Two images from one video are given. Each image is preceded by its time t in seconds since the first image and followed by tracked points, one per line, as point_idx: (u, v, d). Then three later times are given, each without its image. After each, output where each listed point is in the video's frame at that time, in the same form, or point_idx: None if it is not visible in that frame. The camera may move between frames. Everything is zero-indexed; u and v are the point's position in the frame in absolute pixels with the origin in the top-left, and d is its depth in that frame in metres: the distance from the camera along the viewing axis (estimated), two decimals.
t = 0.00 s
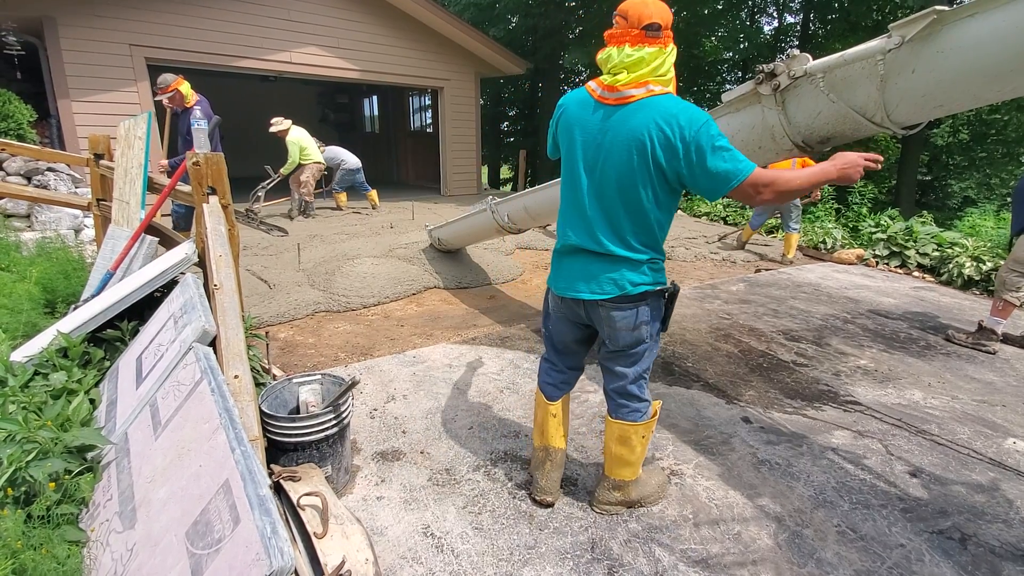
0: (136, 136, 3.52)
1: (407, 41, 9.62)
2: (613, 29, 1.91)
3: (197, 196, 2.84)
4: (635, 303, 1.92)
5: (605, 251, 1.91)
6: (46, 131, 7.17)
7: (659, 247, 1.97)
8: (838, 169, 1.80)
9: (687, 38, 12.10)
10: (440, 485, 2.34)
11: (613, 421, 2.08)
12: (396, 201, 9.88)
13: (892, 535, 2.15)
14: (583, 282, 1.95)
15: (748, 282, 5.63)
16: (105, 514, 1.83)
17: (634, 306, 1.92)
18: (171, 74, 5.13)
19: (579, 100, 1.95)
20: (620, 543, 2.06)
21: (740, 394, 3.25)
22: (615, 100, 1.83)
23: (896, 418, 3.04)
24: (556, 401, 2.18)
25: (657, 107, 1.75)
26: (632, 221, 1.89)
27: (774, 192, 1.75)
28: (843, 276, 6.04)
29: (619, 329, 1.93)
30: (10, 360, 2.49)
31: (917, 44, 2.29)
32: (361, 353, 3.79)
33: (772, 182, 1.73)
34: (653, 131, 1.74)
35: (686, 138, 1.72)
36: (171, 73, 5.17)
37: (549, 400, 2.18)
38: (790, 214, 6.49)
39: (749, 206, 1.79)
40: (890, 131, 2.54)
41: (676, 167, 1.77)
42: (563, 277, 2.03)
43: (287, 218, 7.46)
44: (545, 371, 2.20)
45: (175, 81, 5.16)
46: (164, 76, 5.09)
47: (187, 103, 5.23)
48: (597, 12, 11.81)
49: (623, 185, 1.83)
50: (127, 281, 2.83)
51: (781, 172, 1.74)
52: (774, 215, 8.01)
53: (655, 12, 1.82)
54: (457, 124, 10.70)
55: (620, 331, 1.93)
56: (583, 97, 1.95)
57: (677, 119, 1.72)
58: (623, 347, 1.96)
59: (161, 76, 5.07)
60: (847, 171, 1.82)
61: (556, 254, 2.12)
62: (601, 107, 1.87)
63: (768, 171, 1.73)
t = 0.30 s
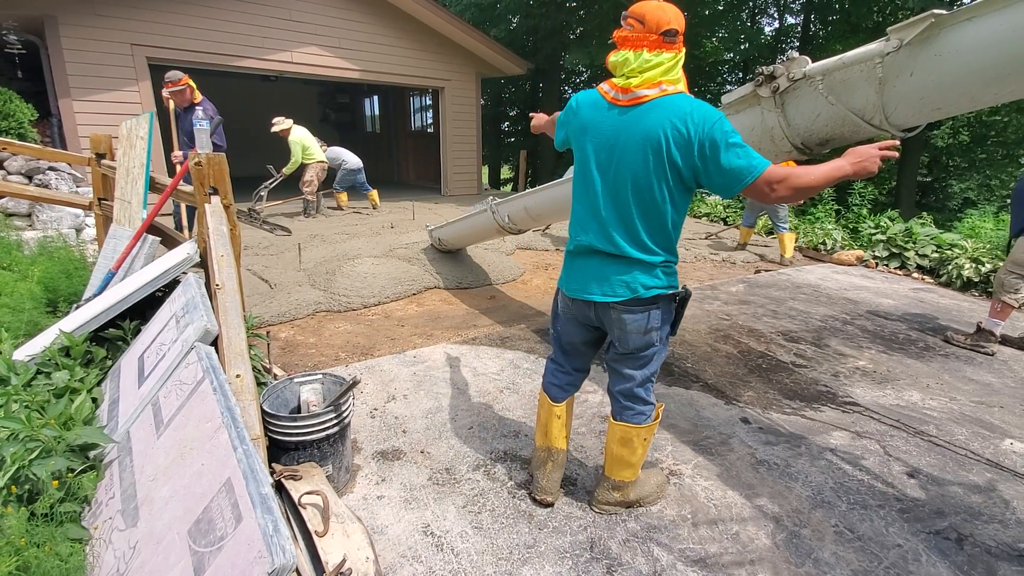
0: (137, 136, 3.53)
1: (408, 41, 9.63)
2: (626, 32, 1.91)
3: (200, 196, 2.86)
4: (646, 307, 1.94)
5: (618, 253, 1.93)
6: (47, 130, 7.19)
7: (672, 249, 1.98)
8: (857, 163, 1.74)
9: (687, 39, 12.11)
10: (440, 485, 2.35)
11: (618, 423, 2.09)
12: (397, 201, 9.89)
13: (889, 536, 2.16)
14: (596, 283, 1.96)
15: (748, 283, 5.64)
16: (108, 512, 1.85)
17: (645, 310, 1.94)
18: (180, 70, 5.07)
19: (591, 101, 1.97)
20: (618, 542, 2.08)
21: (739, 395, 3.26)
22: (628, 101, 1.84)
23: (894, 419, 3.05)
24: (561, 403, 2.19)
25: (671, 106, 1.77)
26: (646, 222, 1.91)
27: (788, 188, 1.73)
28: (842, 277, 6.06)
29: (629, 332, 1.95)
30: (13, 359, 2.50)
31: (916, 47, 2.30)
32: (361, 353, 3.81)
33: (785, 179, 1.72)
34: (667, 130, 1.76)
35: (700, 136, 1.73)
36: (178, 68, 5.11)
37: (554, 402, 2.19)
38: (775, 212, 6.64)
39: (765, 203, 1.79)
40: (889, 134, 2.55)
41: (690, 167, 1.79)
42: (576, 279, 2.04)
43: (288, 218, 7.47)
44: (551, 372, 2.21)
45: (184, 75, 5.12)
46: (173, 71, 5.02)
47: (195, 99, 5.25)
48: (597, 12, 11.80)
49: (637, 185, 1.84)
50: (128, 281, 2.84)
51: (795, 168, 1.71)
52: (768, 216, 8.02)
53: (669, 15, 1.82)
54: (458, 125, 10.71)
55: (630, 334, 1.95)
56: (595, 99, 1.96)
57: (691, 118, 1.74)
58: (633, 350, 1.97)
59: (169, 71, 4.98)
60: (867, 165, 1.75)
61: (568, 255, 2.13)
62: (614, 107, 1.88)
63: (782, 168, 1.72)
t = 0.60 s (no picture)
0: (138, 135, 3.52)
1: (408, 41, 9.63)
2: (631, 32, 1.91)
3: (200, 195, 2.86)
4: (647, 307, 1.93)
5: (621, 251, 1.93)
6: (47, 130, 7.19)
7: (675, 249, 1.98)
8: (861, 161, 1.73)
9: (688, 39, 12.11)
10: (440, 484, 2.36)
11: (619, 423, 2.09)
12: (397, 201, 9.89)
13: (889, 535, 2.16)
14: (598, 281, 1.97)
15: (748, 283, 5.64)
16: (109, 510, 1.85)
17: (646, 310, 1.93)
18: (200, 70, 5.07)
19: (597, 99, 1.98)
20: (618, 541, 2.08)
21: (738, 394, 3.26)
22: (633, 98, 1.85)
23: (893, 419, 3.06)
24: (561, 401, 2.19)
25: (675, 103, 1.78)
26: (649, 220, 1.91)
27: (792, 187, 1.73)
28: (842, 277, 6.06)
29: (630, 332, 1.95)
30: (14, 358, 2.50)
31: (915, 47, 2.30)
32: (361, 353, 3.81)
33: (788, 178, 1.71)
34: (671, 128, 1.76)
35: (704, 134, 1.73)
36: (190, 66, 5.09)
37: (554, 401, 2.19)
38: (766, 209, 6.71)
39: (768, 203, 1.78)
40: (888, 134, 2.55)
41: (693, 165, 1.79)
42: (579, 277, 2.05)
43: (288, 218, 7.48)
44: (552, 371, 2.21)
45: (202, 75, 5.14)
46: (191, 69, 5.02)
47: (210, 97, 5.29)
48: (597, 13, 11.79)
49: (640, 183, 1.85)
50: (129, 280, 2.84)
51: (796, 167, 1.71)
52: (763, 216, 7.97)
53: (674, 15, 1.83)
54: (458, 125, 10.71)
55: (631, 334, 1.95)
56: (601, 96, 1.97)
57: (695, 115, 1.74)
58: (633, 350, 1.97)
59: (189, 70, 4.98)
60: (868, 162, 1.74)
61: (571, 254, 2.14)
62: (619, 104, 1.89)
63: (785, 167, 1.72)
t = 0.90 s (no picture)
0: (139, 135, 3.52)
1: (408, 41, 9.64)
2: (632, 34, 1.92)
3: (201, 195, 2.87)
4: (651, 307, 1.94)
5: (625, 250, 1.94)
6: (48, 130, 7.20)
7: (679, 248, 1.99)
8: (859, 164, 1.75)
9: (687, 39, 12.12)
10: (441, 483, 2.36)
11: (620, 422, 2.10)
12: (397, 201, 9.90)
13: (889, 534, 2.17)
14: (602, 281, 1.97)
15: (748, 283, 5.65)
16: (112, 508, 1.86)
17: (650, 310, 1.94)
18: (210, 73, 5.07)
19: (600, 99, 1.98)
20: (619, 540, 2.09)
21: (739, 394, 3.27)
22: (637, 98, 1.86)
23: (893, 419, 3.06)
24: (562, 402, 2.20)
25: (678, 103, 1.79)
26: (653, 219, 1.92)
27: (792, 187, 1.74)
28: (842, 277, 6.07)
29: (633, 331, 1.95)
30: (16, 358, 2.51)
31: (914, 48, 2.31)
32: (362, 352, 3.82)
33: (789, 177, 1.72)
34: (674, 127, 1.77)
35: (707, 133, 1.74)
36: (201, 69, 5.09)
37: (555, 401, 2.20)
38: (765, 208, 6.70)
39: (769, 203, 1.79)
40: (888, 134, 2.57)
41: (696, 164, 1.80)
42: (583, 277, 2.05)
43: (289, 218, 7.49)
44: (553, 371, 2.22)
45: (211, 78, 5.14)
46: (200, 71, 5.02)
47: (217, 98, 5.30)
48: (597, 13, 11.79)
49: (644, 182, 1.85)
50: (131, 280, 2.85)
51: (798, 167, 1.72)
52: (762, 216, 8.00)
53: (676, 17, 1.84)
54: (458, 125, 10.72)
55: (634, 334, 1.95)
56: (604, 96, 1.98)
57: (698, 114, 1.75)
58: (637, 349, 1.98)
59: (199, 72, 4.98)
60: (868, 162, 1.76)
61: (575, 254, 2.14)
62: (622, 104, 1.90)
63: (786, 167, 1.73)
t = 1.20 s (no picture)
0: (140, 137, 3.53)
1: (407, 42, 9.65)
2: (637, 37, 1.95)
3: (203, 196, 2.88)
4: (654, 306, 1.96)
5: (628, 250, 1.95)
6: (47, 131, 7.21)
7: (682, 248, 2.00)
8: (860, 168, 1.76)
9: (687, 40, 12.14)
10: (441, 482, 2.38)
11: (621, 421, 2.11)
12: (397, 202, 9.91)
13: (886, 532, 2.18)
14: (605, 281, 1.98)
15: (747, 283, 5.66)
16: (114, 507, 1.87)
17: (653, 309, 1.96)
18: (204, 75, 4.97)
19: (605, 102, 2.00)
20: (619, 539, 2.10)
21: (737, 394, 3.28)
22: (642, 99, 1.87)
23: (891, 418, 3.08)
24: (562, 400, 2.21)
25: (683, 105, 1.80)
26: (657, 221, 1.93)
27: (792, 191, 1.76)
28: (841, 277, 6.09)
29: (636, 330, 1.97)
30: (17, 358, 2.52)
31: (912, 49, 2.33)
32: (362, 353, 3.83)
33: (789, 182, 1.74)
34: (680, 129, 1.79)
35: (711, 135, 1.76)
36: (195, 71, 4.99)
37: (554, 400, 2.21)
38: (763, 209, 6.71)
39: (770, 206, 1.81)
40: (886, 135, 2.58)
41: (701, 165, 1.81)
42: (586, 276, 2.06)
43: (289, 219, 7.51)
44: (552, 370, 2.23)
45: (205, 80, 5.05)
46: (194, 74, 4.93)
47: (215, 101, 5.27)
48: (597, 14, 11.81)
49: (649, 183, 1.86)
50: (132, 280, 2.86)
51: (797, 172, 1.74)
52: (760, 215, 8.05)
53: (680, 20, 1.87)
54: (457, 125, 10.73)
55: (637, 332, 1.97)
56: (608, 99, 1.99)
57: (702, 116, 1.77)
58: (639, 348, 1.99)
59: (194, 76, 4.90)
60: (870, 170, 1.77)
61: (577, 254, 2.15)
62: (627, 106, 1.91)
63: (787, 171, 1.74)
